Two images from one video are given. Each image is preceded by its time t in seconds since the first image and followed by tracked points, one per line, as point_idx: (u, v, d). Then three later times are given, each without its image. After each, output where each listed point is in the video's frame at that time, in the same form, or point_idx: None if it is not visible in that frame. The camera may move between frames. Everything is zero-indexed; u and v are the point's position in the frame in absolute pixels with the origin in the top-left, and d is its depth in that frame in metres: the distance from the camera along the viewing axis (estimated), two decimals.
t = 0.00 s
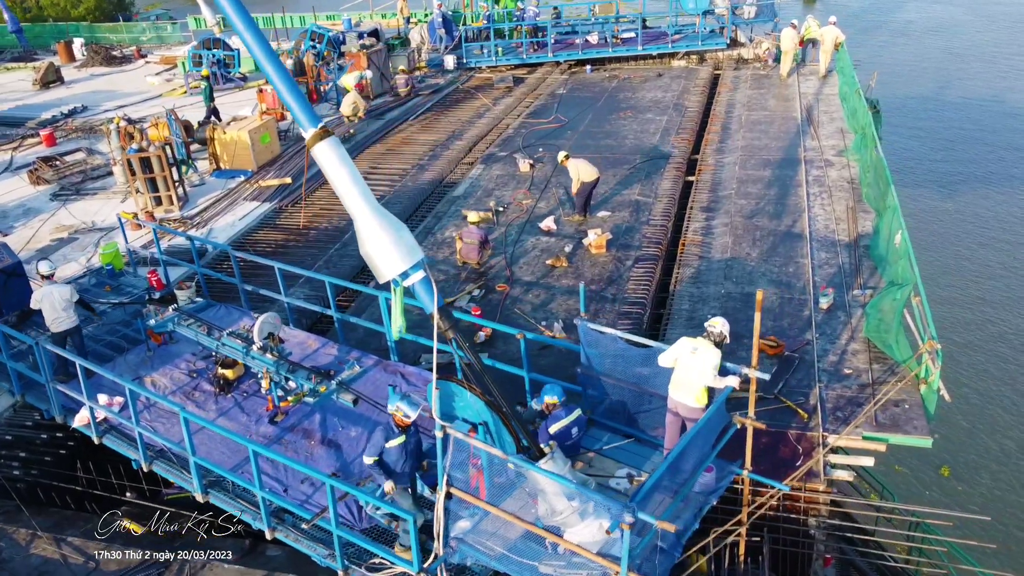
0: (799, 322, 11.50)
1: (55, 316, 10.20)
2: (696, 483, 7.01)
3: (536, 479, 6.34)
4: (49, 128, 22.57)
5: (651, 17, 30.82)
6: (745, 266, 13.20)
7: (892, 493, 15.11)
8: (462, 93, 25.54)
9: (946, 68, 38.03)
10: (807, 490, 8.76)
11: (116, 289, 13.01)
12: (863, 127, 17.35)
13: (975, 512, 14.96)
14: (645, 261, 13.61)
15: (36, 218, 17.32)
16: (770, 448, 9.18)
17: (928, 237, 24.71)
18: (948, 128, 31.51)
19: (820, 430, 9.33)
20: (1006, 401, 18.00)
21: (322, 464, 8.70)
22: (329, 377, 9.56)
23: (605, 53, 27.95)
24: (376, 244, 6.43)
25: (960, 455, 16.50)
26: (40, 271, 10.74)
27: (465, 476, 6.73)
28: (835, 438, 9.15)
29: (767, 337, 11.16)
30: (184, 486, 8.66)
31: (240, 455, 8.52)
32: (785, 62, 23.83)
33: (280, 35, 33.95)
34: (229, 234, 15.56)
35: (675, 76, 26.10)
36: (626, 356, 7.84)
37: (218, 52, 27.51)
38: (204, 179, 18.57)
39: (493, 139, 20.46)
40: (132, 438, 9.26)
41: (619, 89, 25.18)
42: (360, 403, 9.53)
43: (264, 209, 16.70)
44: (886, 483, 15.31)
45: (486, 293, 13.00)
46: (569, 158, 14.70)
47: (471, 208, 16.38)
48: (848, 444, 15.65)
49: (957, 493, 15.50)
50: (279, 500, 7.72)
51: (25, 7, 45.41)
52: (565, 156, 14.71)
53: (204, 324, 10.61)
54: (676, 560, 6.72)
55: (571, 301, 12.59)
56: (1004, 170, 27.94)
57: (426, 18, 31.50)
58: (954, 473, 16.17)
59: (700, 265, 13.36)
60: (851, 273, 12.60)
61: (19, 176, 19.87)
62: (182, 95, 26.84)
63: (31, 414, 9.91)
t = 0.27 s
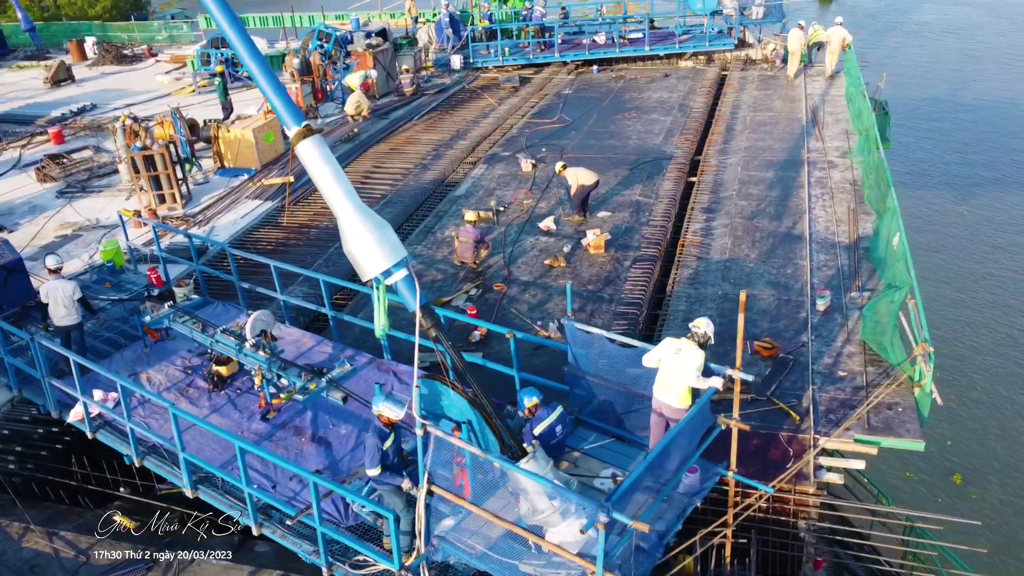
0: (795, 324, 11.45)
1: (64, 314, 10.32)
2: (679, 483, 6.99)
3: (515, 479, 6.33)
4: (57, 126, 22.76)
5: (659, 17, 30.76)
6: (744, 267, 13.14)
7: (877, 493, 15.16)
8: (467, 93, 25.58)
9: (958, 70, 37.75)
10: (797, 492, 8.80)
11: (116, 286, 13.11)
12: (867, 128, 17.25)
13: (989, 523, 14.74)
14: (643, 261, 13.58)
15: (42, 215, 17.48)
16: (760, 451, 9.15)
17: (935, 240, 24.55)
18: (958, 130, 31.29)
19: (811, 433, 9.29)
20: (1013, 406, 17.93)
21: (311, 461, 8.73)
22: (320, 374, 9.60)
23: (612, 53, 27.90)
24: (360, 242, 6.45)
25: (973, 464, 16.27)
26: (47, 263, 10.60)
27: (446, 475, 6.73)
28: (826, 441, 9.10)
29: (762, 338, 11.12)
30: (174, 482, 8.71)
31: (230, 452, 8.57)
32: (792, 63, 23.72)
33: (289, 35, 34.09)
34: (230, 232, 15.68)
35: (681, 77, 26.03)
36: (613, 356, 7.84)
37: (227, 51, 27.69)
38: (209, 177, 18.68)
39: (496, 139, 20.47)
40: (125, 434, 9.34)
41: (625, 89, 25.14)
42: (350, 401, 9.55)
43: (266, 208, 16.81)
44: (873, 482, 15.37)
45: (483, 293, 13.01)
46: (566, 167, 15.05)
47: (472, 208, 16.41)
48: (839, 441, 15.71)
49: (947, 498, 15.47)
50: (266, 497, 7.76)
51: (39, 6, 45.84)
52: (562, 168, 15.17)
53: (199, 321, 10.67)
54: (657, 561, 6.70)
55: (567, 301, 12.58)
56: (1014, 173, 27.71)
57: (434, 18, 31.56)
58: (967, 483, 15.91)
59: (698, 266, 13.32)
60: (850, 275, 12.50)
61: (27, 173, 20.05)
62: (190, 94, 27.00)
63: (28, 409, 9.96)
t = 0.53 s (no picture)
0: (793, 325, 11.39)
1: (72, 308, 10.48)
2: (663, 483, 7.02)
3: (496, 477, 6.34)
4: (68, 123, 22.97)
5: (669, 17, 30.67)
6: (743, 268, 13.08)
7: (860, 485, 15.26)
8: (475, 92, 25.60)
9: (971, 72, 37.43)
10: (787, 493, 8.73)
11: (118, 282, 13.21)
12: (872, 130, 17.14)
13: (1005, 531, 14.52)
14: (643, 261, 13.55)
15: (49, 211, 17.65)
16: (752, 452, 9.11)
17: (943, 244, 24.38)
18: (971, 133, 31.02)
19: (804, 435, 9.25)
20: None
21: (302, 458, 8.76)
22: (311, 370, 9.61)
23: (620, 53, 27.85)
24: (344, 240, 6.47)
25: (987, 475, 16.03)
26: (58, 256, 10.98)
27: (428, 472, 6.75)
28: (819, 442, 9.05)
29: (759, 340, 11.07)
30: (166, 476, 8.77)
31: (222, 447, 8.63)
32: (801, 63, 23.60)
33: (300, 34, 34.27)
34: (234, 230, 15.79)
35: (689, 77, 25.94)
36: (602, 355, 7.84)
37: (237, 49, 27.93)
38: (215, 174, 18.81)
39: (501, 138, 20.48)
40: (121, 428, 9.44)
41: (633, 89, 25.09)
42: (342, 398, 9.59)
43: (269, 206, 16.91)
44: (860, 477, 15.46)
45: (482, 292, 13.04)
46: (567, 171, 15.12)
47: (474, 207, 16.44)
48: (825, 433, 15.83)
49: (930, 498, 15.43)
50: (254, 492, 7.80)
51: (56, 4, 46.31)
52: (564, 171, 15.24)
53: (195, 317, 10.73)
54: (639, 561, 6.70)
55: (565, 301, 12.57)
56: None
57: (444, 17, 31.63)
58: (982, 491, 15.67)
59: (698, 267, 13.27)
60: (850, 277, 12.42)
61: (37, 169, 20.25)
62: (201, 92, 27.20)
63: (27, 403, 10.02)
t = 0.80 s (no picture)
0: (792, 327, 11.32)
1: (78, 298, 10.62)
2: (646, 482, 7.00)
3: (477, 474, 6.35)
4: (81, 120, 23.22)
5: (681, 18, 30.57)
6: (744, 269, 13.02)
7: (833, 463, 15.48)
8: (484, 92, 25.63)
9: (988, 74, 37.06)
10: (779, 495, 8.69)
11: (122, 277, 13.33)
12: (880, 132, 17.00)
13: None
14: (644, 261, 13.52)
15: (59, 206, 17.85)
16: (745, 453, 9.06)
17: (955, 248, 24.16)
18: (986, 136, 30.71)
19: (798, 437, 9.19)
20: None
21: (293, 453, 8.80)
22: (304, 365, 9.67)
23: (631, 53, 27.79)
24: (329, 235, 6.50)
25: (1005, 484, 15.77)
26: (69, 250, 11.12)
27: (411, 468, 6.76)
28: (812, 444, 9.00)
29: (756, 341, 11.02)
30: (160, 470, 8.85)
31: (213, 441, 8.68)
32: (811, 64, 23.47)
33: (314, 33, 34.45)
34: (239, 227, 15.91)
35: (700, 77, 25.85)
36: (591, 354, 7.85)
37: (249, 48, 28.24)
38: (223, 171, 18.96)
39: (508, 138, 20.51)
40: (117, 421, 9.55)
41: (642, 89, 25.03)
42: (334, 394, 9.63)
43: (275, 203, 17.02)
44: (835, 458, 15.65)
45: (482, 290, 13.06)
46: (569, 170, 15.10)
47: (478, 205, 16.47)
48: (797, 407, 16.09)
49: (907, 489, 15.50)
50: (243, 487, 7.84)
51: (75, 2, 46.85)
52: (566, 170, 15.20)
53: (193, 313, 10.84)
54: (621, 560, 6.67)
55: (564, 300, 12.56)
56: None
57: (456, 17, 31.71)
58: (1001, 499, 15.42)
59: (699, 268, 13.22)
60: (851, 279, 12.33)
61: (49, 166, 20.48)
62: (213, 90, 27.42)
63: (29, 396, 10.19)
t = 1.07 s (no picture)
0: (790, 327, 11.25)
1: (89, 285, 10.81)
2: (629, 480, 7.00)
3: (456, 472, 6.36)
4: (94, 117, 23.47)
5: (693, 18, 30.44)
6: (745, 269, 12.94)
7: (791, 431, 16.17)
8: (494, 91, 25.64)
9: (1007, 76, 36.63)
10: (770, 496, 8.65)
11: (127, 272, 13.46)
12: (888, 133, 16.85)
13: None
14: (645, 261, 13.48)
15: (69, 202, 18.05)
16: (738, 454, 9.02)
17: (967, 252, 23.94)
18: (1002, 138, 30.38)
19: (790, 438, 9.13)
20: None
21: (285, 447, 8.86)
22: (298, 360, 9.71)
23: (642, 53, 27.70)
24: (314, 229, 6.54)
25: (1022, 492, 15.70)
26: (79, 241, 10.79)
27: (393, 463, 6.77)
28: (804, 445, 8.94)
29: (753, 341, 10.97)
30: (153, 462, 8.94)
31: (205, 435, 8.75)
32: (823, 65, 23.31)
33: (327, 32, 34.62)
34: (244, 223, 16.02)
35: (710, 77, 25.74)
36: (578, 354, 7.85)
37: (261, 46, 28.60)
38: (231, 168, 19.10)
39: (515, 137, 20.51)
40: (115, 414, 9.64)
41: (652, 89, 24.95)
42: (327, 388, 9.69)
43: (281, 200, 17.13)
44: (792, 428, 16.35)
45: (481, 288, 13.07)
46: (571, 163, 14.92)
47: (482, 204, 16.48)
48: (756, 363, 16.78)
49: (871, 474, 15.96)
50: (231, 480, 7.90)
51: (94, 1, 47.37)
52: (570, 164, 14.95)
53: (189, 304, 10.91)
54: (602, 558, 6.67)
55: (563, 298, 12.55)
56: None
57: (468, 16, 31.76)
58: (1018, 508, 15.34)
59: (699, 268, 13.16)
60: (853, 280, 12.23)
61: (61, 162, 20.72)
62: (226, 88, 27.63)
63: (30, 388, 10.26)
